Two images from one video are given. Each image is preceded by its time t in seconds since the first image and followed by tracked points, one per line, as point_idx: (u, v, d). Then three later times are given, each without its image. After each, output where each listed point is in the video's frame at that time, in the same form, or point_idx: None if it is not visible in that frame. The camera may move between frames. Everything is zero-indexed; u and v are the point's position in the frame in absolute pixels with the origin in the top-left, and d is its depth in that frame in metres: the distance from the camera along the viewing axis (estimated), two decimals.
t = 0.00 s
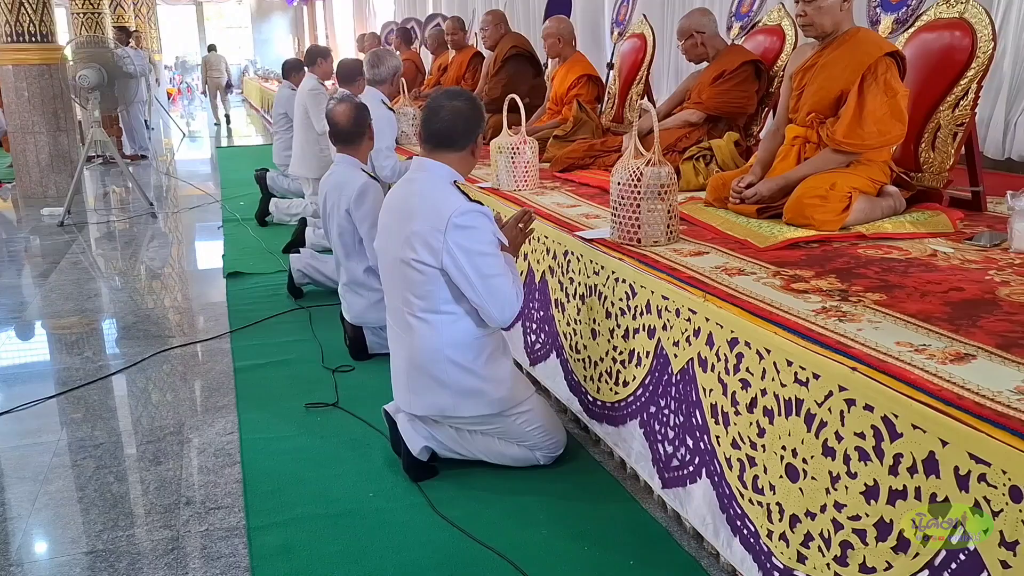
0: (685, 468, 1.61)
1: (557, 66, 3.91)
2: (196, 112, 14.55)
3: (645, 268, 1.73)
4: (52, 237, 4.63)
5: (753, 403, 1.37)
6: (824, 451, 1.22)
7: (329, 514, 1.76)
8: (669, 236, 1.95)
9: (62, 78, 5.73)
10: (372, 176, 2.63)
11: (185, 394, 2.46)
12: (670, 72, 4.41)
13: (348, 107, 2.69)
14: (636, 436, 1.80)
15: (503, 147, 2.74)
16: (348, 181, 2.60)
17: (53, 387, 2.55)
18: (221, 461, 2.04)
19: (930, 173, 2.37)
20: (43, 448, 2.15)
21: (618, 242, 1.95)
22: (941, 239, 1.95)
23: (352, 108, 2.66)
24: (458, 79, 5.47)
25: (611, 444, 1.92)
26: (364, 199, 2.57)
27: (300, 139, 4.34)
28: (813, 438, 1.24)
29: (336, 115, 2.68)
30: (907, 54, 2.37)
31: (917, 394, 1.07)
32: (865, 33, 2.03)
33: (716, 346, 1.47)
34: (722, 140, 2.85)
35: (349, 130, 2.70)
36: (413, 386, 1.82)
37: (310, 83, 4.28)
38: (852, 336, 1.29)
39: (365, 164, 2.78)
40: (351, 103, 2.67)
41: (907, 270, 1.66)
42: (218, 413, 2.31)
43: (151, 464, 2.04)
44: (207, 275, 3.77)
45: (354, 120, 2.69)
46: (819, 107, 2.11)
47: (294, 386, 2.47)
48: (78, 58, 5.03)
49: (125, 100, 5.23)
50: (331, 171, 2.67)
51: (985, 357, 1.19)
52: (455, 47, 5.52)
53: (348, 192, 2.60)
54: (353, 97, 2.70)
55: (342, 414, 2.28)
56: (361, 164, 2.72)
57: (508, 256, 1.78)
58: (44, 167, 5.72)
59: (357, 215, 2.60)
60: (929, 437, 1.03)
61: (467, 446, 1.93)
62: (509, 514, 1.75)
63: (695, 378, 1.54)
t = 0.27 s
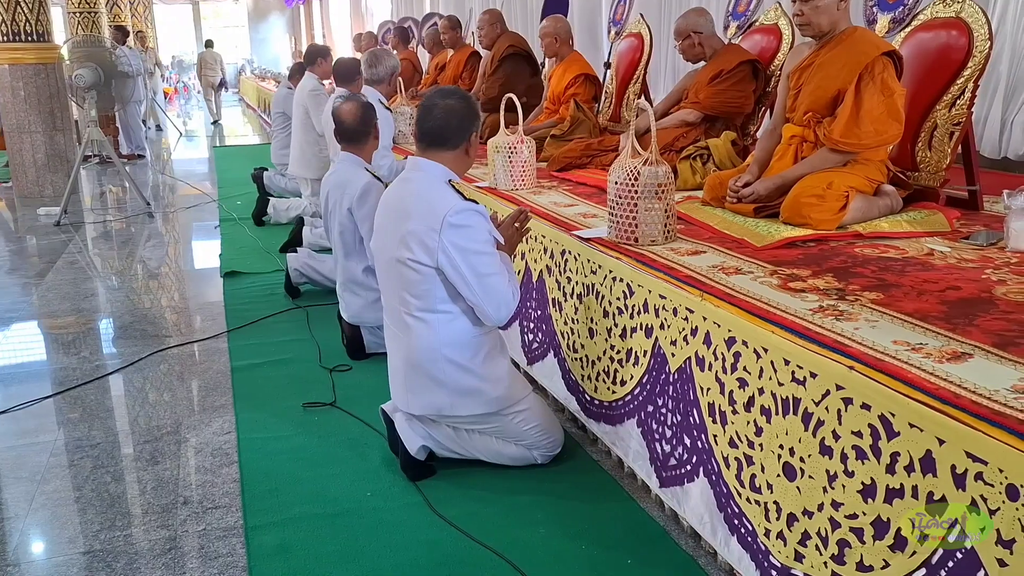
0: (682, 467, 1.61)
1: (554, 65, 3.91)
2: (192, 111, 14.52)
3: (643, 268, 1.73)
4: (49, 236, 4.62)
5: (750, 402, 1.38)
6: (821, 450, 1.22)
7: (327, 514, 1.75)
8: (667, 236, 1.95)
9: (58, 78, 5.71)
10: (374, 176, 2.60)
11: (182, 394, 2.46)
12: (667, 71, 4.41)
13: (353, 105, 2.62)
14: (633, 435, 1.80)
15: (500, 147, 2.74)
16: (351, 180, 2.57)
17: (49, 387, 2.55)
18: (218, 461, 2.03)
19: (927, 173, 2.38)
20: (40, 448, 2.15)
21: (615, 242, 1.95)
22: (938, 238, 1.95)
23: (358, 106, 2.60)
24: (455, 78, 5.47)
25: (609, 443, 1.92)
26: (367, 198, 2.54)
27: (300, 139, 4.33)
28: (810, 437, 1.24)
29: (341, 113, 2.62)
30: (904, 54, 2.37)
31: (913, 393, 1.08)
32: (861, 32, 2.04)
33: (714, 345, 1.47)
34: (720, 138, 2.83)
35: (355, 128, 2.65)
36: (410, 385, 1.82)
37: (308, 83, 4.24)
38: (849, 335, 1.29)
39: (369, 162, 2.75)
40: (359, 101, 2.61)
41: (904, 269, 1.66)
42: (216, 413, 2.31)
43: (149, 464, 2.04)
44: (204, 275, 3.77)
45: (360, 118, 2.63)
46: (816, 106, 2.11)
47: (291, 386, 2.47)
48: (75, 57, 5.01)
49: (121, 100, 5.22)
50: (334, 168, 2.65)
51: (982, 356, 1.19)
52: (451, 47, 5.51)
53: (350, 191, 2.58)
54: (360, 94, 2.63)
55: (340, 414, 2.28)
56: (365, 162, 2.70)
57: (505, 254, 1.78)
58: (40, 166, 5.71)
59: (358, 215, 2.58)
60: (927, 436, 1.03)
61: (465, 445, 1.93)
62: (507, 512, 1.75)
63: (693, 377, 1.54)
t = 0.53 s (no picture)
0: (679, 467, 1.61)
1: (550, 65, 3.91)
2: (189, 111, 14.50)
3: (639, 268, 1.73)
4: (45, 237, 4.61)
5: (746, 402, 1.38)
6: (817, 450, 1.22)
7: (323, 514, 1.75)
8: (663, 236, 1.95)
9: (54, 78, 5.70)
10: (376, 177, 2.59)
11: (178, 394, 2.45)
12: (663, 71, 4.41)
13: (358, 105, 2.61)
14: (630, 435, 1.80)
15: (496, 147, 2.74)
16: (352, 180, 2.57)
17: (45, 388, 2.54)
18: (215, 462, 2.03)
19: (922, 173, 2.38)
20: (36, 449, 2.14)
21: (612, 242, 1.95)
22: (933, 238, 1.95)
23: (362, 106, 2.59)
24: (452, 78, 5.46)
25: (605, 444, 1.92)
26: (368, 199, 2.53)
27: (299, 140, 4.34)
28: (806, 437, 1.24)
29: (345, 112, 2.60)
30: (900, 54, 2.37)
31: (909, 392, 1.08)
32: (856, 32, 2.04)
33: (710, 345, 1.47)
34: (716, 139, 2.84)
35: (359, 128, 2.63)
36: (406, 385, 1.82)
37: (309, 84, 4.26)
38: (845, 335, 1.29)
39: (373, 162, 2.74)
40: (364, 101, 2.60)
41: (900, 269, 1.66)
42: (212, 414, 2.31)
43: (145, 464, 2.04)
44: (200, 275, 3.76)
45: (365, 119, 2.61)
46: (811, 106, 2.11)
47: (287, 386, 2.47)
48: (71, 58, 5.00)
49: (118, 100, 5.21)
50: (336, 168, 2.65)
51: (977, 356, 1.19)
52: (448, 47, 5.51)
53: (352, 191, 2.57)
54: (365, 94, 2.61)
55: (336, 414, 2.27)
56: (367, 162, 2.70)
57: (499, 254, 1.78)
58: (36, 167, 5.70)
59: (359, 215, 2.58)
60: (922, 436, 1.04)
61: (461, 445, 1.93)
62: (503, 513, 1.75)
63: (689, 376, 1.54)
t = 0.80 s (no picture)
0: (675, 467, 1.61)
1: (547, 65, 3.91)
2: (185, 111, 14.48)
3: (635, 268, 1.73)
4: (41, 237, 4.60)
5: (742, 402, 1.38)
6: (814, 450, 1.22)
7: (320, 515, 1.75)
8: (659, 236, 1.95)
9: (50, 78, 5.69)
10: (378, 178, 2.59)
11: (175, 395, 2.45)
12: (660, 70, 4.40)
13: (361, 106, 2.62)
14: (626, 435, 1.80)
15: (493, 147, 2.74)
16: (355, 180, 2.58)
17: (42, 388, 2.54)
18: (211, 462, 2.03)
19: (919, 173, 2.38)
20: (32, 450, 2.14)
21: (609, 242, 1.95)
22: (929, 238, 1.95)
23: (366, 107, 2.60)
24: (449, 78, 5.46)
25: (602, 444, 1.92)
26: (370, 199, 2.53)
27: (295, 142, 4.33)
28: (802, 437, 1.24)
29: (348, 112, 2.61)
30: (896, 54, 2.38)
31: (905, 393, 1.08)
32: (852, 33, 2.04)
33: (706, 345, 1.47)
34: (713, 139, 2.84)
35: (364, 129, 2.65)
36: (402, 386, 1.82)
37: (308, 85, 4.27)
38: (841, 335, 1.29)
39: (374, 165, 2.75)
40: (367, 102, 2.61)
41: (896, 269, 1.67)
42: (209, 414, 2.30)
43: (141, 465, 2.03)
44: (197, 275, 3.76)
45: (369, 120, 2.63)
46: (808, 106, 2.12)
47: (284, 387, 2.47)
48: (67, 57, 4.99)
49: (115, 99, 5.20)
50: (338, 168, 2.65)
51: (973, 356, 1.20)
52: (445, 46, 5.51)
53: (354, 191, 2.57)
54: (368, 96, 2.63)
55: (333, 415, 2.27)
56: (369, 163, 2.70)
57: (496, 255, 1.78)
58: (32, 167, 5.69)
59: (360, 215, 2.58)
60: (917, 436, 1.04)
61: (458, 445, 1.93)
62: (500, 513, 1.75)
63: (686, 377, 1.54)
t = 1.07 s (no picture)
0: (670, 467, 1.61)
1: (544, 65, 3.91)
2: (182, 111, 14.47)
3: (631, 268, 1.73)
4: (37, 238, 4.59)
5: (737, 402, 1.38)
6: (808, 450, 1.22)
7: (315, 515, 1.75)
8: (655, 236, 1.95)
9: (46, 78, 5.68)
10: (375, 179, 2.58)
11: (170, 395, 2.45)
12: (657, 70, 4.41)
13: (360, 106, 2.63)
14: (622, 436, 1.80)
15: (489, 147, 2.74)
16: (352, 181, 2.56)
17: (37, 389, 2.53)
18: (207, 463, 2.03)
19: (914, 172, 2.38)
20: (27, 451, 2.13)
21: (604, 242, 1.95)
22: (925, 238, 1.95)
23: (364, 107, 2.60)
24: (445, 78, 5.46)
25: (597, 444, 1.92)
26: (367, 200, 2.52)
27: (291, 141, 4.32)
28: (797, 437, 1.24)
29: (348, 113, 2.62)
30: (891, 54, 2.38)
31: (899, 393, 1.08)
32: (848, 33, 2.05)
33: (701, 345, 1.47)
34: (709, 138, 2.83)
35: (363, 130, 2.65)
36: (397, 386, 1.82)
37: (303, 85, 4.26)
38: (836, 335, 1.29)
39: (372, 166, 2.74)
40: (366, 103, 2.61)
41: (891, 269, 1.67)
42: (205, 415, 2.30)
43: (137, 466, 2.03)
44: (192, 276, 3.75)
45: (366, 121, 2.63)
46: (803, 106, 2.12)
47: (280, 387, 2.46)
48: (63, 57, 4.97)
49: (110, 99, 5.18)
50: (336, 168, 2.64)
51: (968, 355, 1.20)
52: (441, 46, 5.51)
53: (351, 192, 2.56)
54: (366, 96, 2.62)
55: (329, 415, 2.27)
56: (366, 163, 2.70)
57: (491, 255, 1.78)
58: (28, 167, 5.68)
59: (356, 216, 2.56)
60: (912, 436, 1.04)
61: (453, 446, 1.92)
62: (495, 513, 1.75)
63: (681, 377, 1.54)
